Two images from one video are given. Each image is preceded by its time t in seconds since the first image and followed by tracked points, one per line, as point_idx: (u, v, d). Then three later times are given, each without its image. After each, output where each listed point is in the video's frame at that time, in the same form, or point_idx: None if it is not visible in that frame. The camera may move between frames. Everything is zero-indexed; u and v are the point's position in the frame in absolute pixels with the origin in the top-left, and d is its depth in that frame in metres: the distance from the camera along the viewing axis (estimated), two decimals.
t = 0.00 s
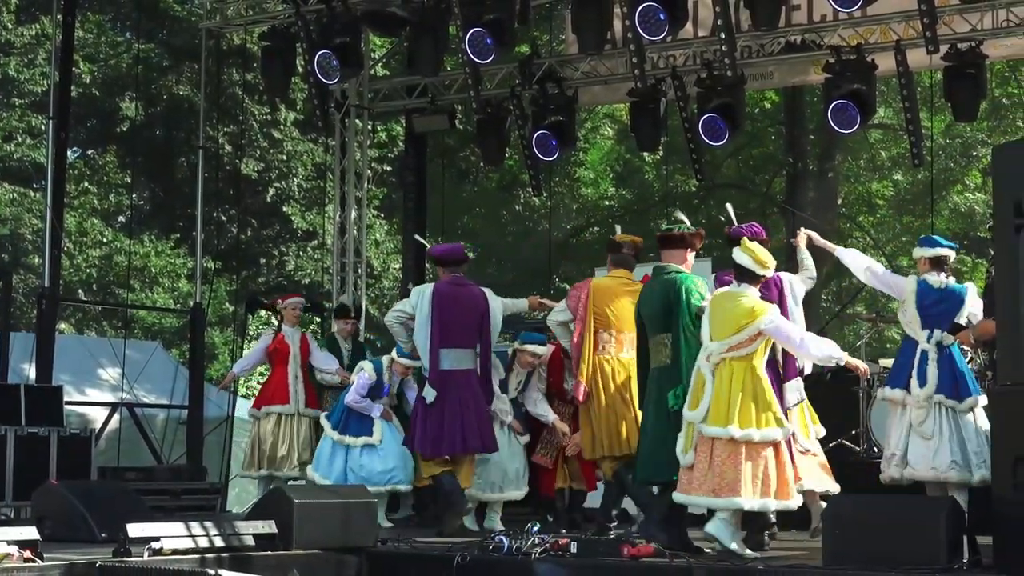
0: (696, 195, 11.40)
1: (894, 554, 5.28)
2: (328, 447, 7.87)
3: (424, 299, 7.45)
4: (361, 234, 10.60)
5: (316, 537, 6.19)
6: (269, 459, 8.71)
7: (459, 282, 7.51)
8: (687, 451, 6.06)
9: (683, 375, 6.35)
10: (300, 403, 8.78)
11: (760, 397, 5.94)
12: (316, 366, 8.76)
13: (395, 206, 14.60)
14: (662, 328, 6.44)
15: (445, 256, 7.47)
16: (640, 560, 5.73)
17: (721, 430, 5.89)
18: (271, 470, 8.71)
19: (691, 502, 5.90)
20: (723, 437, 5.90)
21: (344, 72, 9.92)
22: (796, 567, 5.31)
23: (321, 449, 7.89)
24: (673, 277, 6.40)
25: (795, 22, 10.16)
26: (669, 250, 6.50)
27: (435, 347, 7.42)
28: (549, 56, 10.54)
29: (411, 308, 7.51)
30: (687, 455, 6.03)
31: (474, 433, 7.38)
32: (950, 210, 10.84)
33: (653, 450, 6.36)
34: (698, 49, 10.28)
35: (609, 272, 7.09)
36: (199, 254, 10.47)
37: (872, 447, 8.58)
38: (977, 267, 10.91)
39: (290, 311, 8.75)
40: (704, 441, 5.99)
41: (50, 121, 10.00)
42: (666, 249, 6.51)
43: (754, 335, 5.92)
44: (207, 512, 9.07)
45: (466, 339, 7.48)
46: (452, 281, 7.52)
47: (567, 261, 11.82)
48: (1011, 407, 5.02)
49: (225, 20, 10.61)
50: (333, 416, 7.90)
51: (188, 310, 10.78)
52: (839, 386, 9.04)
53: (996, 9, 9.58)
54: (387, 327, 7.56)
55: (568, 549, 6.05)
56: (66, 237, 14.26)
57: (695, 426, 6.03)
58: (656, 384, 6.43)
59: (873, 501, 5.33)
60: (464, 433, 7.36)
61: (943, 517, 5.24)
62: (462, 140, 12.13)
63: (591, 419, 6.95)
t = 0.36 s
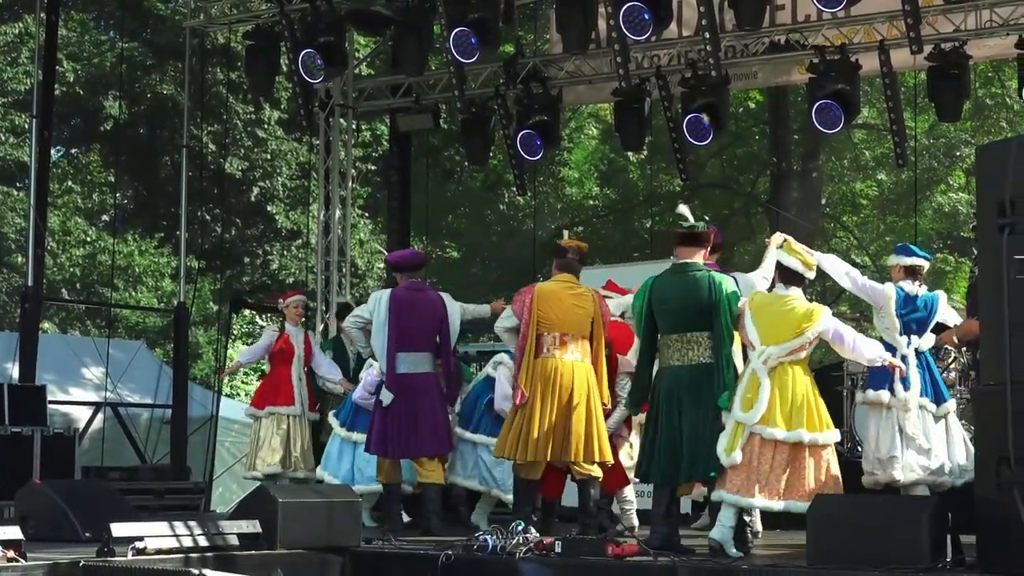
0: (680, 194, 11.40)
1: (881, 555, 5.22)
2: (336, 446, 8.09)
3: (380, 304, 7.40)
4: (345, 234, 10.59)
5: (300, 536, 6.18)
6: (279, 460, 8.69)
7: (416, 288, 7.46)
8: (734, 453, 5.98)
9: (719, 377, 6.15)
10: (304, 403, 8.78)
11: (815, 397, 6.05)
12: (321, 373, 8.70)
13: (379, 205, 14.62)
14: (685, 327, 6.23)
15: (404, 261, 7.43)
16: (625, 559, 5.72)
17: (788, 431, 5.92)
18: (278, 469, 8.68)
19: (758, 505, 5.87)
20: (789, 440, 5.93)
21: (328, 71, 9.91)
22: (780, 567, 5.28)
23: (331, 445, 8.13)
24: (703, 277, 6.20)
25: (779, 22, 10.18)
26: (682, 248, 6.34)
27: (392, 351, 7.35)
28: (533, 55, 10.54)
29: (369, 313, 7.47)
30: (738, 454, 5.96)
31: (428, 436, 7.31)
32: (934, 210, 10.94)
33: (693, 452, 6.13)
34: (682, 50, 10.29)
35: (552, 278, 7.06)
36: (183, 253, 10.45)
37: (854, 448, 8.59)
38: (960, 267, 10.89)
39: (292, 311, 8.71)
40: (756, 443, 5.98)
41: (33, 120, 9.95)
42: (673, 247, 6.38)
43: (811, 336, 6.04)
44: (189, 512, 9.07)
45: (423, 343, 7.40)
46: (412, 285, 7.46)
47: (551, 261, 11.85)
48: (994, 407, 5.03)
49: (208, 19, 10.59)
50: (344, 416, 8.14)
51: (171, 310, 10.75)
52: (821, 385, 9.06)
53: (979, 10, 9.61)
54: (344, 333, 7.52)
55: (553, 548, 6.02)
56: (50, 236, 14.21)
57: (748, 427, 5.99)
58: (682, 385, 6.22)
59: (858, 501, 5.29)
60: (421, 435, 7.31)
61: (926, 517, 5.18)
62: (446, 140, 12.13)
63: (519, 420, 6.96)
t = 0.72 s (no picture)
0: (674, 195, 11.39)
1: (874, 553, 5.21)
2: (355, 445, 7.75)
3: (341, 302, 7.11)
4: (338, 234, 10.58)
5: (293, 537, 6.16)
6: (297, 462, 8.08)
7: (377, 284, 7.13)
8: (805, 453, 6.00)
9: (757, 377, 5.82)
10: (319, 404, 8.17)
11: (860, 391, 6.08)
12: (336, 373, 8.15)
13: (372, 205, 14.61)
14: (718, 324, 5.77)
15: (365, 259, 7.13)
16: (617, 560, 5.68)
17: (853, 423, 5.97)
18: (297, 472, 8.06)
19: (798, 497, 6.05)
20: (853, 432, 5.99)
21: (321, 72, 9.91)
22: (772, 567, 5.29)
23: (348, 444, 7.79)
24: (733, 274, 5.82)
25: (771, 22, 10.18)
26: (694, 246, 5.91)
27: (353, 349, 7.04)
28: (525, 55, 10.53)
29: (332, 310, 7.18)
30: (810, 453, 5.98)
31: (388, 433, 6.97)
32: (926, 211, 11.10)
33: (747, 455, 5.68)
34: (675, 50, 10.28)
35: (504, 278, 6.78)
36: (175, 253, 10.43)
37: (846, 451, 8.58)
38: (953, 268, 10.95)
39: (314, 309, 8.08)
40: (820, 437, 6.02)
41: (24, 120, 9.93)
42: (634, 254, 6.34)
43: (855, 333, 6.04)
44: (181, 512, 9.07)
45: (385, 339, 7.03)
46: (374, 283, 7.13)
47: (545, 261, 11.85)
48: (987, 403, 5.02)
49: (200, 19, 10.57)
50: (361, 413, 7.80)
51: (164, 310, 10.73)
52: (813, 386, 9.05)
53: (972, 11, 9.61)
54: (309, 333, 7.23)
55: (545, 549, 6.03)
56: (42, 235, 14.18)
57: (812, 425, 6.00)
58: (720, 384, 5.72)
59: (850, 501, 5.29)
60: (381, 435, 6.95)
61: (920, 517, 5.19)
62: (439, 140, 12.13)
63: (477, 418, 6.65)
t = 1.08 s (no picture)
0: (673, 195, 11.39)
1: (874, 554, 5.22)
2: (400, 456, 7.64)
3: (320, 314, 7.42)
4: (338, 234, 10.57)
5: (293, 537, 6.16)
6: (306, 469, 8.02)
7: (355, 295, 7.40)
8: (838, 456, 6.26)
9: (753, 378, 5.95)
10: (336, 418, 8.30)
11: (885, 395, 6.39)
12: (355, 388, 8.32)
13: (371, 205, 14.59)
14: (719, 322, 5.87)
15: (343, 272, 7.43)
16: (617, 560, 5.72)
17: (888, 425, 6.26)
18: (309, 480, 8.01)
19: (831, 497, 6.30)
20: (888, 435, 6.29)
21: (320, 72, 9.91)
22: (771, 567, 5.29)
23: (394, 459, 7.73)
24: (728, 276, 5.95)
25: (771, 23, 10.18)
26: (689, 248, 6.00)
27: (331, 359, 7.34)
28: (525, 56, 10.54)
29: (311, 321, 7.49)
30: (845, 456, 6.25)
31: (363, 444, 7.27)
32: (926, 211, 10.98)
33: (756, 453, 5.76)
34: (675, 50, 10.29)
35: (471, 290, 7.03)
36: (175, 254, 10.43)
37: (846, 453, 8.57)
38: (953, 268, 10.92)
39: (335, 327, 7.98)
40: (853, 441, 6.30)
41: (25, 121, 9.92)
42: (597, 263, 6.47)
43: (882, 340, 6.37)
44: (182, 512, 9.08)
45: (362, 350, 7.32)
46: (352, 295, 7.40)
47: (545, 262, 11.85)
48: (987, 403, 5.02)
49: (200, 20, 10.58)
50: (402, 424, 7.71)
51: (164, 310, 10.74)
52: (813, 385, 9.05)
53: (971, 11, 9.61)
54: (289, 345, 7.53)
55: (545, 549, 6.01)
56: (41, 235, 14.17)
57: (847, 430, 6.27)
58: (725, 381, 5.80)
59: (848, 502, 5.29)
60: (360, 441, 7.27)
61: (919, 518, 5.18)
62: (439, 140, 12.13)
63: (451, 419, 6.86)
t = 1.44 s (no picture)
0: (673, 196, 11.38)
1: (875, 555, 5.22)
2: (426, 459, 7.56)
3: (300, 317, 7.61)
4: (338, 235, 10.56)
5: (293, 538, 6.15)
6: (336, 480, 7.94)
7: (333, 299, 7.60)
8: (873, 458, 6.42)
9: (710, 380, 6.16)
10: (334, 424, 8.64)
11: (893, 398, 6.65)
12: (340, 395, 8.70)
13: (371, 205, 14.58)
14: (686, 325, 6.06)
15: (321, 274, 7.64)
16: (617, 561, 5.75)
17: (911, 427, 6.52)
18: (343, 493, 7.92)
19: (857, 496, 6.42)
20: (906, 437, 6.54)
21: (321, 73, 9.92)
22: (771, 567, 5.29)
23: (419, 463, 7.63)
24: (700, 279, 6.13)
25: (771, 23, 10.17)
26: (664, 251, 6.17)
27: (311, 360, 7.54)
28: (526, 56, 10.56)
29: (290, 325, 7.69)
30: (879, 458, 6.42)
31: (341, 443, 7.48)
32: (926, 212, 10.94)
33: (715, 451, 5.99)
34: (675, 51, 10.29)
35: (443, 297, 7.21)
36: (175, 255, 10.42)
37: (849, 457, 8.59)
38: (953, 268, 10.81)
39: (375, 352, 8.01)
40: (879, 443, 6.48)
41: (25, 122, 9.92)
42: (566, 273, 6.70)
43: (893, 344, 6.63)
44: (182, 513, 9.09)
45: (341, 351, 7.53)
46: (332, 298, 7.60)
47: (546, 262, 11.84)
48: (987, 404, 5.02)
49: (201, 20, 10.58)
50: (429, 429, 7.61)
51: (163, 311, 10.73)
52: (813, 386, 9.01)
53: (971, 11, 9.61)
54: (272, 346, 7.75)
55: (545, 550, 6.01)
56: (41, 236, 14.16)
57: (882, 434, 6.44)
58: (687, 383, 6.01)
59: (848, 504, 5.28)
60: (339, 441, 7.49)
61: (919, 519, 5.18)
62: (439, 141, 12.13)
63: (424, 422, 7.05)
